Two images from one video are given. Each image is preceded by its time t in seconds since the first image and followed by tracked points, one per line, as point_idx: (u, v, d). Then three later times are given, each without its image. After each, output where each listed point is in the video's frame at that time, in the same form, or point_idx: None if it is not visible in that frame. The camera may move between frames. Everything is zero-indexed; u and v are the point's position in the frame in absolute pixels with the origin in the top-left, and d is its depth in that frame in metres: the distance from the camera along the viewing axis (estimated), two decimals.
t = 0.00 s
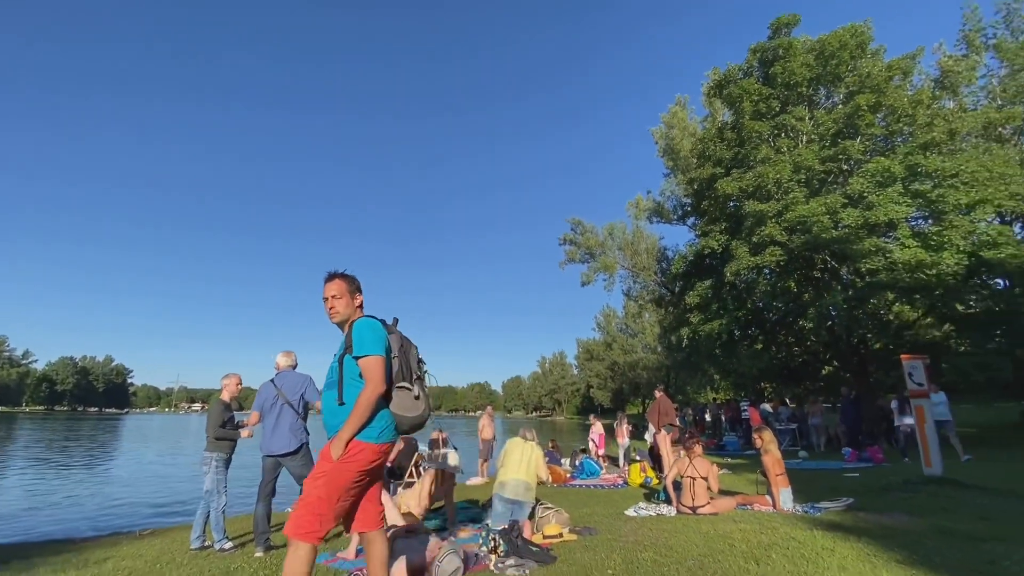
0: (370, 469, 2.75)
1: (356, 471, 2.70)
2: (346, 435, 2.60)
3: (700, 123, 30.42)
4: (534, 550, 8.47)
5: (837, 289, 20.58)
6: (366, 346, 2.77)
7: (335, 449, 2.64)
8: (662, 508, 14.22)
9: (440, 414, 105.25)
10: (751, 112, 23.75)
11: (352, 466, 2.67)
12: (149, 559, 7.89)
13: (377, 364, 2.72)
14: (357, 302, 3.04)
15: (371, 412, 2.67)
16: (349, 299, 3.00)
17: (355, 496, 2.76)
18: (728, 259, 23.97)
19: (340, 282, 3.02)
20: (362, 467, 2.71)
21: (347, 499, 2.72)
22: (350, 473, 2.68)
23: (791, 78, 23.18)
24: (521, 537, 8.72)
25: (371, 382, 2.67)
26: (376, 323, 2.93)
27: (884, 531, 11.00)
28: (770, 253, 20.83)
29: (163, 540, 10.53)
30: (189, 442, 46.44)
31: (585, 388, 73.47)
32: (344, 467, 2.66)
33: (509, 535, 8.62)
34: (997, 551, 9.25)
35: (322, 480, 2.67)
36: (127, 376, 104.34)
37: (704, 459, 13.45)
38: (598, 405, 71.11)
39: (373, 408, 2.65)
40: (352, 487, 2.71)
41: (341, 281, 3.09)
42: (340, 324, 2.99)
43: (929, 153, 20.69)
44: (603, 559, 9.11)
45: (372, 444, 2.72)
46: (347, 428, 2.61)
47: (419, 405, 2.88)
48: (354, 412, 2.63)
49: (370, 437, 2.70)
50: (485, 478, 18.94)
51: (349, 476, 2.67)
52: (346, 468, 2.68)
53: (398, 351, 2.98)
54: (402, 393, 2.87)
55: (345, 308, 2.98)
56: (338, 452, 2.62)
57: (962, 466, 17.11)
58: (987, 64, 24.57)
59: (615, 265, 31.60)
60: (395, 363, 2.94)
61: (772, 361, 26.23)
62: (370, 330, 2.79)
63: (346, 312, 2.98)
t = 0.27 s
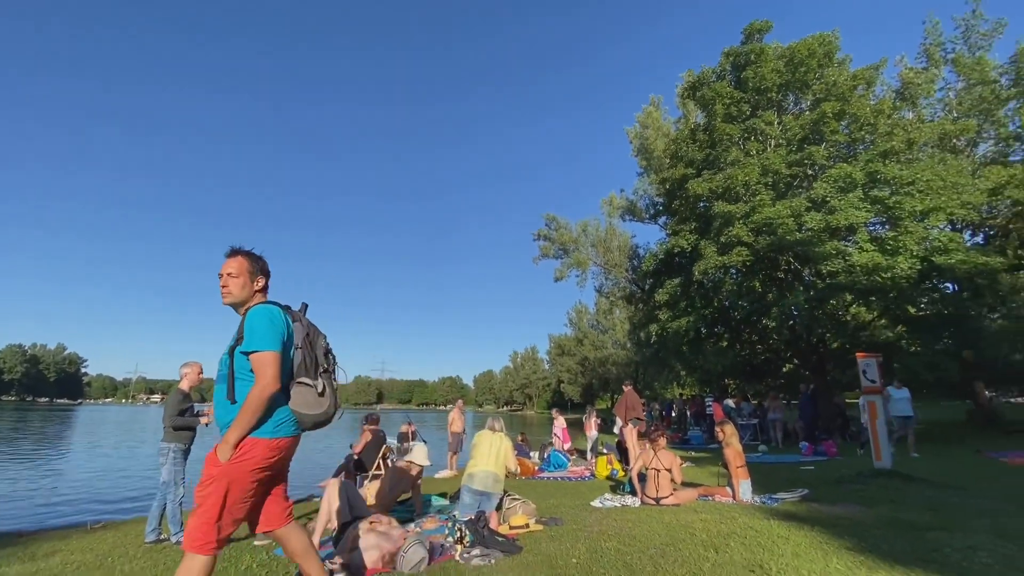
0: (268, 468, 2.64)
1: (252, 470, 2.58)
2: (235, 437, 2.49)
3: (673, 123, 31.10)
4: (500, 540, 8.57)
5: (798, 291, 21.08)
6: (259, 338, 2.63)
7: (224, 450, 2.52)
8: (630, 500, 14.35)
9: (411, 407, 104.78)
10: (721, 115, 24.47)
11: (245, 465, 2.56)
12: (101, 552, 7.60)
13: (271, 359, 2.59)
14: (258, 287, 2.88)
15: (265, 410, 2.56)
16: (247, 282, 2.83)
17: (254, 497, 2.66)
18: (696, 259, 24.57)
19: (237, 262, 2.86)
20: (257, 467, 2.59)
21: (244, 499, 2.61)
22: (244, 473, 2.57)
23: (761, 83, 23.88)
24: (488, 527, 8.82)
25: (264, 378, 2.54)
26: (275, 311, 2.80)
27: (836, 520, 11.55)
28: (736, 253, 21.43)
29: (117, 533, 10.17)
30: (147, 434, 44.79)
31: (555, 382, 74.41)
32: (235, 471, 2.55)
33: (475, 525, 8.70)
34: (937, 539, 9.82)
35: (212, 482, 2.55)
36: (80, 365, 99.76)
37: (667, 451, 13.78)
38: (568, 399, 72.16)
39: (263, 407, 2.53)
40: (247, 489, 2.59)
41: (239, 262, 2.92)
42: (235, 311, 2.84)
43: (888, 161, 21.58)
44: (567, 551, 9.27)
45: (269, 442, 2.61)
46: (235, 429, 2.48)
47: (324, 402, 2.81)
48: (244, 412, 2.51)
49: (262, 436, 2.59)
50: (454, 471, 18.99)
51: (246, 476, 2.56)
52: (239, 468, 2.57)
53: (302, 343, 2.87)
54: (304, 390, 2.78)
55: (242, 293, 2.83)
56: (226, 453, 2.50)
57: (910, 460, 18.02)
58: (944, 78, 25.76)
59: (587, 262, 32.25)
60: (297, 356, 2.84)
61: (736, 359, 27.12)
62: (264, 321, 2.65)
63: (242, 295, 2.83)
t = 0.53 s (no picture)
0: (175, 448, 2.38)
1: (157, 451, 2.31)
2: (133, 417, 2.17)
3: (647, 123, 31.68)
4: (467, 530, 8.61)
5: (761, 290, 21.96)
6: (158, 303, 2.30)
7: (121, 432, 2.20)
8: (596, 492, 14.56)
9: (380, 400, 103.74)
10: (692, 116, 25.09)
11: (148, 447, 2.27)
12: (46, 547, 7.24)
13: (173, 327, 2.27)
14: (160, 248, 2.56)
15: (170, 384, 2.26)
16: (148, 241, 2.52)
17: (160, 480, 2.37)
18: (665, 257, 25.17)
19: (140, 219, 2.54)
20: (163, 448, 2.32)
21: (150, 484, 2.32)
22: (147, 455, 2.27)
23: (732, 86, 24.59)
24: (455, 517, 8.83)
25: (160, 351, 2.21)
26: (180, 275, 2.50)
27: (790, 509, 12.06)
28: (704, 252, 21.98)
29: (65, 527, 9.72)
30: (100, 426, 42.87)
31: (526, 377, 74.99)
32: (136, 454, 2.25)
33: (442, 516, 8.69)
34: (883, 526, 10.39)
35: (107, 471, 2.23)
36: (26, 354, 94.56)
37: (633, 444, 14.03)
38: (538, 394, 72.87)
39: (166, 380, 2.23)
40: (151, 473, 2.30)
41: (136, 218, 2.57)
42: (130, 272, 2.51)
43: (849, 166, 22.47)
44: (532, 540, 9.40)
45: (175, 418, 2.35)
46: (131, 405, 2.16)
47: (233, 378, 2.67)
48: (140, 389, 2.18)
49: (168, 413, 2.32)
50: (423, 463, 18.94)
51: (149, 459, 2.27)
52: (141, 451, 2.27)
53: (210, 314, 2.90)
54: (211, 365, 2.59)
55: (140, 254, 2.50)
56: (125, 435, 2.19)
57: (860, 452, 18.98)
58: (903, 88, 26.95)
59: (560, 257, 32.60)
60: (207, 327, 2.85)
61: (701, 355, 27.89)
62: (167, 284, 2.33)
63: (142, 255, 2.50)
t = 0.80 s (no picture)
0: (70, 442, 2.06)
1: (49, 446, 1.99)
2: (19, 406, 1.85)
3: (619, 121, 32.12)
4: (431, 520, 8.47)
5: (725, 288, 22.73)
6: (50, 275, 1.97)
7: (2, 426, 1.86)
8: (562, 482, 14.74)
9: (347, 394, 102.14)
10: (663, 117, 25.62)
11: (39, 441, 1.95)
12: None
13: (68, 303, 1.96)
14: (52, 213, 2.20)
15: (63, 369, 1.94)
16: (38, 204, 2.16)
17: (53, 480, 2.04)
18: (634, 253, 25.65)
19: (27, 179, 2.17)
20: (58, 441, 2.00)
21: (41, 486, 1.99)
22: (36, 452, 1.95)
23: (702, 87, 25.07)
24: (419, 508, 8.66)
25: (50, 328, 1.89)
26: (76, 245, 2.16)
27: (748, 498, 12.48)
28: (672, 250, 22.44)
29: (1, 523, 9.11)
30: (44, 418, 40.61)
31: (495, 371, 75.27)
32: (24, 449, 1.92)
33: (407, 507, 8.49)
34: (834, 513, 10.86)
35: None
36: None
37: (599, 435, 14.26)
38: (507, 388, 73.27)
39: (59, 364, 1.91)
40: (42, 472, 1.98)
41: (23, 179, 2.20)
42: (10, 240, 2.12)
43: (810, 170, 23.29)
44: (497, 530, 9.36)
45: (67, 407, 2.03)
46: (15, 393, 1.84)
47: (134, 365, 2.28)
48: (26, 375, 1.86)
49: (60, 402, 2.00)
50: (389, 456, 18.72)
51: (39, 455, 1.95)
52: (29, 448, 1.95)
53: (111, 288, 2.31)
54: (107, 346, 2.22)
55: (24, 218, 2.13)
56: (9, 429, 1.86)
57: (815, 444, 19.77)
58: (862, 97, 28.08)
59: (532, 251, 32.71)
60: (106, 303, 2.26)
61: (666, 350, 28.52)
62: (59, 253, 2.01)
63: (29, 222, 2.13)
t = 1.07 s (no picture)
0: None
1: None
2: None
3: (590, 118, 32.46)
4: (396, 511, 8.42)
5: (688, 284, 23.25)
6: None
7: None
8: (528, 473, 14.91)
9: (311, 387, 100.05)
10: (634, 115, 26.07)
11: None
12: None
13: None
14: None
15: None
16: None
17: None
18: (603, 249, 26.10)
19: None
20: None
21: None
22: None
23: (671, 87, 25.53)
24: (383, 500, 8.59)
25: None
26: None
27: (706, 487, 12.93)
28: (639, 246, 22.96)
29: None
30: None
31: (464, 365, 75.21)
32: None
33: (370, 498, 8.42)
34: (785, 499, 11.38)
35: None
36: None
37: (564, 427, 14.47)
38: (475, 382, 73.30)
39: None
40: None
41: None
42: None
43: (771, 172, 24.09)
44: (461, 521, 9.40)
45: None
46: None
47: None
48: None
49: None
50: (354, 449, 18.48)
51: None
52: None
53: None
54: None
55: None
56: None
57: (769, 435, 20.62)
58: (820, 103, 29.10)
59: (501, 246, 32.78)
60: None
61: (632, 345, 29.13)
62: None
63: None
